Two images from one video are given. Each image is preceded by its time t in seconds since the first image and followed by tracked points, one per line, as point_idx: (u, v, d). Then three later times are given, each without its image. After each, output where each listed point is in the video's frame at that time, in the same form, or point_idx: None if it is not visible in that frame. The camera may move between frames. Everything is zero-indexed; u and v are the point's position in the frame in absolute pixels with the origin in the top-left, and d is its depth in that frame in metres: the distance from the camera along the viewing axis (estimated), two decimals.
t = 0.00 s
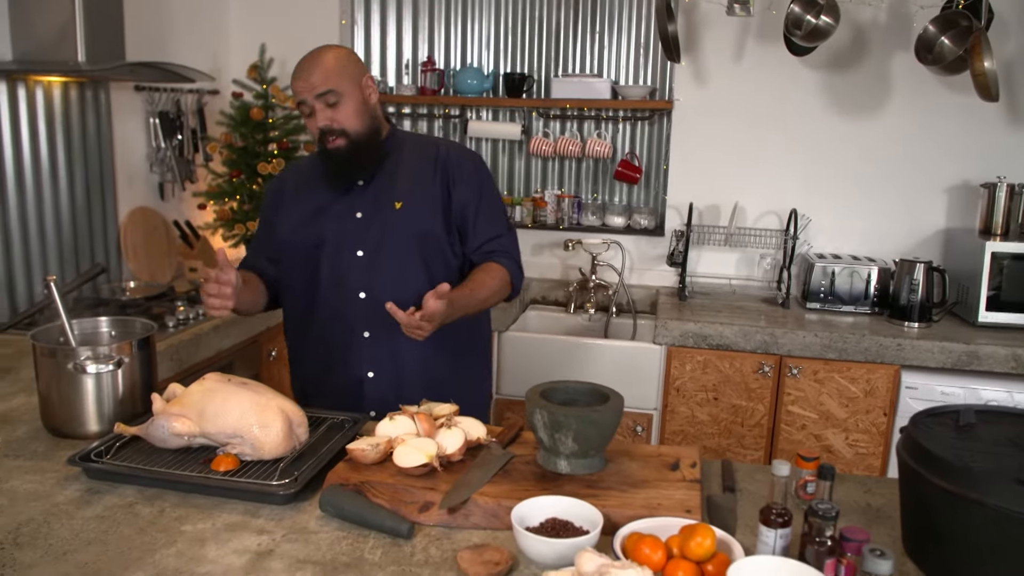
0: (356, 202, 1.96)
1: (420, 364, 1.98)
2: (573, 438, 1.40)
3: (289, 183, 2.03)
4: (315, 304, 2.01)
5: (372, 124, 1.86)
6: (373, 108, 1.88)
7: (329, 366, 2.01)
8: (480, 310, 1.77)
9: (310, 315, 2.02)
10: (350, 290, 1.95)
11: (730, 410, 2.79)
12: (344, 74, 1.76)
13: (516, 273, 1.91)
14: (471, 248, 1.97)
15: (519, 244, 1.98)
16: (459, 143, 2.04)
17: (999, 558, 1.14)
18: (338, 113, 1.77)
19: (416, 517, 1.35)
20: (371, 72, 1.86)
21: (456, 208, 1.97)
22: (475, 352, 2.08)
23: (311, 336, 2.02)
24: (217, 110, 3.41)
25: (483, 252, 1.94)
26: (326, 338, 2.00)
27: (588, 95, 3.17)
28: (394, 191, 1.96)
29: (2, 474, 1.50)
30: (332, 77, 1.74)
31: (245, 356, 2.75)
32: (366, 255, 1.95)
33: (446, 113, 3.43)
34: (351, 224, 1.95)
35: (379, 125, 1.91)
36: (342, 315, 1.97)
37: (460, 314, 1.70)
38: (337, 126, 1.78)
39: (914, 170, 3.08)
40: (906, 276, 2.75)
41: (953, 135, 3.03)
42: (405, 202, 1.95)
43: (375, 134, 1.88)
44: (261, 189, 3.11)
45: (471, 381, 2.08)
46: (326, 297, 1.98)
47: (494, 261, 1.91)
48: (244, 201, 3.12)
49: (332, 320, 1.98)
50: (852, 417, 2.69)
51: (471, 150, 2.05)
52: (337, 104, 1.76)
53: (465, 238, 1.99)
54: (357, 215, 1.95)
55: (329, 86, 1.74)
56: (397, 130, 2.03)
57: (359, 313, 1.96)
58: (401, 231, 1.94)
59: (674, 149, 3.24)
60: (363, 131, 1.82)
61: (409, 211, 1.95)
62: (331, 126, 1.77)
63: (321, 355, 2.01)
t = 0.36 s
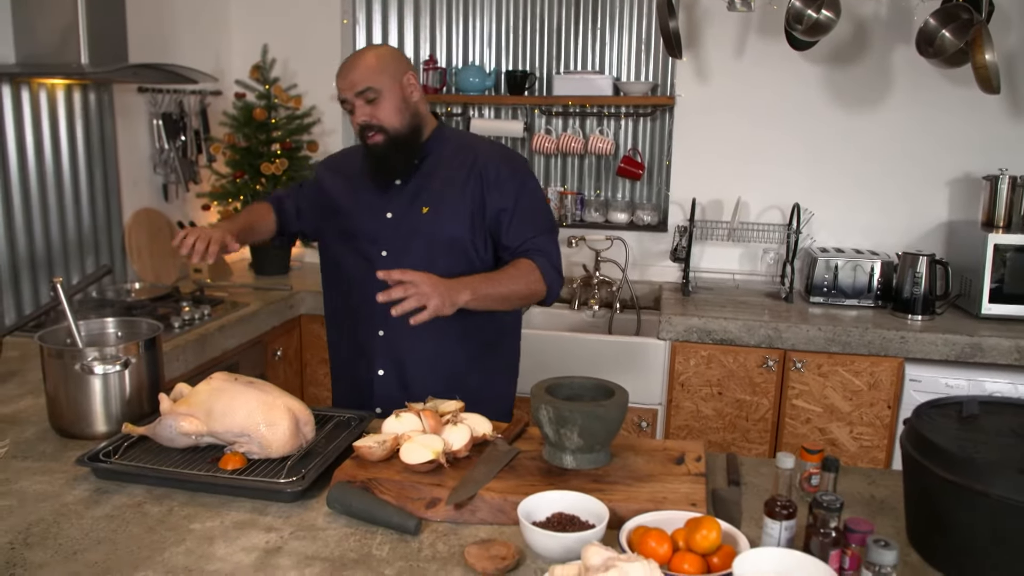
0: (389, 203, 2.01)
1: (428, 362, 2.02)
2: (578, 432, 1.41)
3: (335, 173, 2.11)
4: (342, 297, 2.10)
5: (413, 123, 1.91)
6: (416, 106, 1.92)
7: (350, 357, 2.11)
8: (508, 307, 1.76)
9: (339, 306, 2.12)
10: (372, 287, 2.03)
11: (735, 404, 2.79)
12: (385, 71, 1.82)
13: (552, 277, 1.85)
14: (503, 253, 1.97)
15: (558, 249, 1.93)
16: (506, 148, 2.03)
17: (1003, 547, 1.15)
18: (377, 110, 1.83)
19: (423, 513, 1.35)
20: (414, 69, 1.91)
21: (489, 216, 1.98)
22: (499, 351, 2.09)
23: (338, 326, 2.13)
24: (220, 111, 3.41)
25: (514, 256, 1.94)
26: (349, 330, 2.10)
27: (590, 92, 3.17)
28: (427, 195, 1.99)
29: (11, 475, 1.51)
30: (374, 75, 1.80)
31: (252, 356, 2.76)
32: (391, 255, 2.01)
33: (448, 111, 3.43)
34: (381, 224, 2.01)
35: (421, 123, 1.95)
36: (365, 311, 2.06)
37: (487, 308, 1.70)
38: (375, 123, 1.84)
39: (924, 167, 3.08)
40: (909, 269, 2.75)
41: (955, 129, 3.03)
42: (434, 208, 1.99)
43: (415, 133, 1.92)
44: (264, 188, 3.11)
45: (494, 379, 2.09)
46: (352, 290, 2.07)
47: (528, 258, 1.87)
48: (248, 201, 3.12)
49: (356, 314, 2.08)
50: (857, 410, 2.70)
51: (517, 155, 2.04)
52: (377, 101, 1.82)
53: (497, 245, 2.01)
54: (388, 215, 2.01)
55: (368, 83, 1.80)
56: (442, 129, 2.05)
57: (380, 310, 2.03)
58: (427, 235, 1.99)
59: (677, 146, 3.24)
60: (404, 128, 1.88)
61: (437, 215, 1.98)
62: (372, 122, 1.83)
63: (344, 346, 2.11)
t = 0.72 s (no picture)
0: (377, 198, 2.03)
1: (414, 356, 2.05)
2: (564, 427, 1.43)
3: (326, 166, 2.13)
4: (330, 289, 2.15)
5: (401, 123, 1.93)
6: (405, 106, 1.94)
7: (337, 348, 2.15)
8: (495, 304, 1.78)
9: (328, 297, 2.16)
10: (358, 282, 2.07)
11: (727, 404, 2.81)
12: (372, 73, 1.83)
13: (540, 278, 1.87)
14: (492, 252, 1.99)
15: (547, 248, 1.95)
16: (496, 147, 2.05)
17: (978, 545, 1.17)
18: (365, 113, 1.85)
19: (409, 504, 1.37)
20: (403, 69, 1.92)
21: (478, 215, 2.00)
22: (488, 347, 2.10)
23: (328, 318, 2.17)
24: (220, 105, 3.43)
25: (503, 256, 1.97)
26: (337, 322, 2.14)
27: (588, 91, 3.19)
28: (414, 193, 2.01)
29: (5, 461, 1.53)
30: (362, 78, 1.82)
31: (248, 349, 2.78)
32: (376, 250, 2.04)
33: (447, 109, 3.43)
34: (368, 219, 2.04)
35: (410, 122, 1.97)
36: (352, 305, 2.09)
37: (473, 306, 1.72)
38: (363, 126, 1.86)
39: (918, 171, 3.09)
40: (902, 272, 2.77)
41: (950, 133, 3.04)
42: (421, 206, 2.01)
43: (403, 132, 1.94)
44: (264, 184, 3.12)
45: (483, 374, 2.10)
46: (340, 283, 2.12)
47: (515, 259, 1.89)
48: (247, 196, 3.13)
49: (343, 306, 2.12)
50: (848, 412, 2.71)
51: (507, 155, 2.05)
52: (365, 103, 1.84)
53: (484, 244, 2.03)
54: (376, 211, 2.03)
55: (355, 86, 1.82)
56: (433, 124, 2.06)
57: (366, 305, 2.07)
58: (413, 232, 2.01)
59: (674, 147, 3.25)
60: (392, 129, 1.90)
61: (423, 213, 2.01)
62: (360, 124, 1.86)
63: (332, 336, 2.16)
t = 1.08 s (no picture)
0: (349, 200, 2.01)
1: (423, 347, 2.04)
2: (568, 422, 1.44)
3: (278, 181, 2.08)
4: (320, 303, 2.07)
5: (354, 123, 1.87)
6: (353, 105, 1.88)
7: (340, 359, 2.07)
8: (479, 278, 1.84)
9: (317, 313, 2.08)
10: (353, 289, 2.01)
11: (733, 404, 2.81)
12: (318, 78, 1.76)
13: (516, 246, 1.96)
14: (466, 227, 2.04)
15: (514, 212, 2.03)
16: (446, 128, 2.09)
17: (981, 545, 1.17)
18: (319, 121, 1.79)
19: (415, 498, 1.39)
20: (344, 67, 1.86)
21: (450, 195, 2.04)
22: (475, 324, 2.15)
23: (317, 333, 2.09)
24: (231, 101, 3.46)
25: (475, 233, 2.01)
26: (334, 334, 2.06)
27: (597, 90, 3.19)
28: (386, 185, 2.01)
29: (17, 449, 1.55)
30: (311, 86, 1.75)
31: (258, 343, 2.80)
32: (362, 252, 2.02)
33: (457, 107, 3.45)
34: (346, 223, 2.01)
35: (361, 122, 1.91)
36: (348, 312, 2.03)
37: (458, 282, 1.77)
38: (319, 134, 1.80)
39: (913, 163, 3.09)
40: (910, 273, 2.76)
41: (957, 133, 3.03)
42: (397, 198, 2.01)
43: (358, 133, 1.89)
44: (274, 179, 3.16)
45: (475, 352, 2.14)
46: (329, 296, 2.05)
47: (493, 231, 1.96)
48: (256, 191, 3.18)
49: (338, 316, 2.04)
50: (855, 413, 2.71)
51: (456, 132, 2.09)
52: (317, 111, 1.78)
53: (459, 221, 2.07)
54: (351, 212, 2.01)
55: (304, 96, 1.74)
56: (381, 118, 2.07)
57: (366, 308, 2.02)
58: (395, 226, 2.01)
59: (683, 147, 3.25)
60: (347, 132, 1.85)
61: (401, 204, 2.01)
62: (316, 133, 1.79)
63: (329, 350, 2.08)
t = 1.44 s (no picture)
0: (345, 207, 1.98)
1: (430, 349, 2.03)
2: (589, 428, 1.43)
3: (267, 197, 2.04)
4: (320, 311, 2.02)
5: (344, 130, 1.85)
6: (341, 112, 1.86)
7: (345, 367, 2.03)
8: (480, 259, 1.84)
9: (318, 322, 2.03)
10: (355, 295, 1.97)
11: (743, 405, 2.80)
12: (305, 88, 1.73)
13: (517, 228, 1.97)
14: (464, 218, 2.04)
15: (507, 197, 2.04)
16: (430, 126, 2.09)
17: (1011, 547, 1.16)
18: (310, 130, 1.76)
19: (434, 506, 1.36)
20: (328, 73, 1.83)
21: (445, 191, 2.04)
22: (471, 320, 2.16)
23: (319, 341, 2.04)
24: (234, 106, 3.44)
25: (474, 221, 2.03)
26: (338, 342, 2.02)
27: (602, 92, 3.19)
28: (383, 188, 2.00)
29: (27, 462, 1.52)
30: (300, 96, 1.72)
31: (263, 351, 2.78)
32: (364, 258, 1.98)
33: (461, 110, 3.46)
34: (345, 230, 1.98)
35: (350, 127, 1.89)
36: (353, 319, 1.98)
37: (462, 260, 1.78)
38: (311, 143, 1.77)
39: (913, 156, 3.08)
40: (918, 272, 2.75)
41: (962, 131, 3.03)
42: (394, 199, 2.00)
43: (350, 139, 1.87)
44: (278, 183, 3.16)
45: (474, 346, 2.14)
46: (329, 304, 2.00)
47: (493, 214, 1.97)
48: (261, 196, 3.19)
49: (341, 324, 2.00)
50: (865, 412, 2.69)
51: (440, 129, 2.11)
52: (307, 121, 1.75)
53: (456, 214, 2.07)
54: (348, 219, 1.98)
55: (294, 106, 1.71)
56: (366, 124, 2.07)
57: (370, 314, 1.98)
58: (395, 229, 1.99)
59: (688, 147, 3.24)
60: (338, 139, 1.82)
61: (400, 205, 2.00)
62: (308, 142, 1.77)
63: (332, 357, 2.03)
